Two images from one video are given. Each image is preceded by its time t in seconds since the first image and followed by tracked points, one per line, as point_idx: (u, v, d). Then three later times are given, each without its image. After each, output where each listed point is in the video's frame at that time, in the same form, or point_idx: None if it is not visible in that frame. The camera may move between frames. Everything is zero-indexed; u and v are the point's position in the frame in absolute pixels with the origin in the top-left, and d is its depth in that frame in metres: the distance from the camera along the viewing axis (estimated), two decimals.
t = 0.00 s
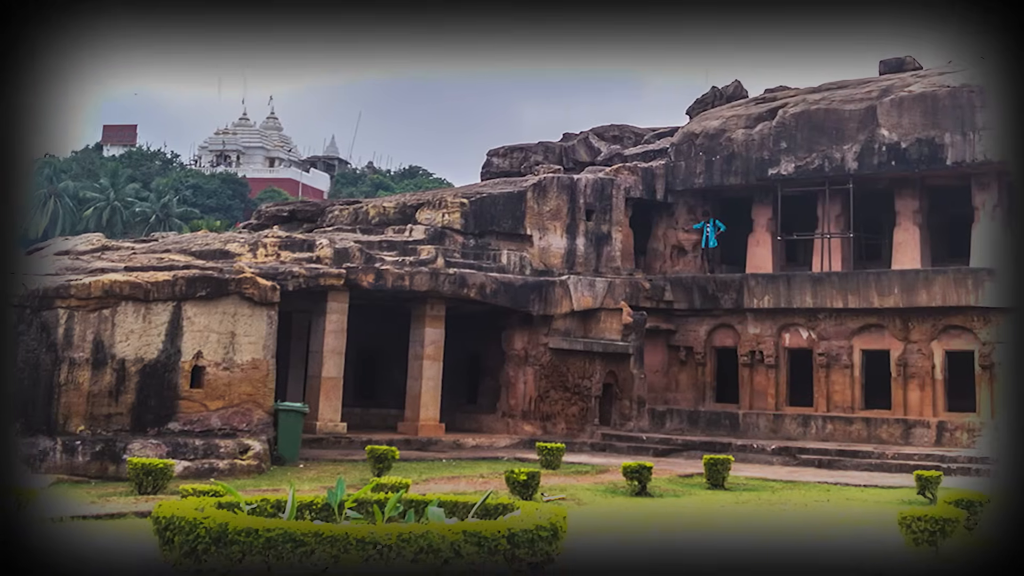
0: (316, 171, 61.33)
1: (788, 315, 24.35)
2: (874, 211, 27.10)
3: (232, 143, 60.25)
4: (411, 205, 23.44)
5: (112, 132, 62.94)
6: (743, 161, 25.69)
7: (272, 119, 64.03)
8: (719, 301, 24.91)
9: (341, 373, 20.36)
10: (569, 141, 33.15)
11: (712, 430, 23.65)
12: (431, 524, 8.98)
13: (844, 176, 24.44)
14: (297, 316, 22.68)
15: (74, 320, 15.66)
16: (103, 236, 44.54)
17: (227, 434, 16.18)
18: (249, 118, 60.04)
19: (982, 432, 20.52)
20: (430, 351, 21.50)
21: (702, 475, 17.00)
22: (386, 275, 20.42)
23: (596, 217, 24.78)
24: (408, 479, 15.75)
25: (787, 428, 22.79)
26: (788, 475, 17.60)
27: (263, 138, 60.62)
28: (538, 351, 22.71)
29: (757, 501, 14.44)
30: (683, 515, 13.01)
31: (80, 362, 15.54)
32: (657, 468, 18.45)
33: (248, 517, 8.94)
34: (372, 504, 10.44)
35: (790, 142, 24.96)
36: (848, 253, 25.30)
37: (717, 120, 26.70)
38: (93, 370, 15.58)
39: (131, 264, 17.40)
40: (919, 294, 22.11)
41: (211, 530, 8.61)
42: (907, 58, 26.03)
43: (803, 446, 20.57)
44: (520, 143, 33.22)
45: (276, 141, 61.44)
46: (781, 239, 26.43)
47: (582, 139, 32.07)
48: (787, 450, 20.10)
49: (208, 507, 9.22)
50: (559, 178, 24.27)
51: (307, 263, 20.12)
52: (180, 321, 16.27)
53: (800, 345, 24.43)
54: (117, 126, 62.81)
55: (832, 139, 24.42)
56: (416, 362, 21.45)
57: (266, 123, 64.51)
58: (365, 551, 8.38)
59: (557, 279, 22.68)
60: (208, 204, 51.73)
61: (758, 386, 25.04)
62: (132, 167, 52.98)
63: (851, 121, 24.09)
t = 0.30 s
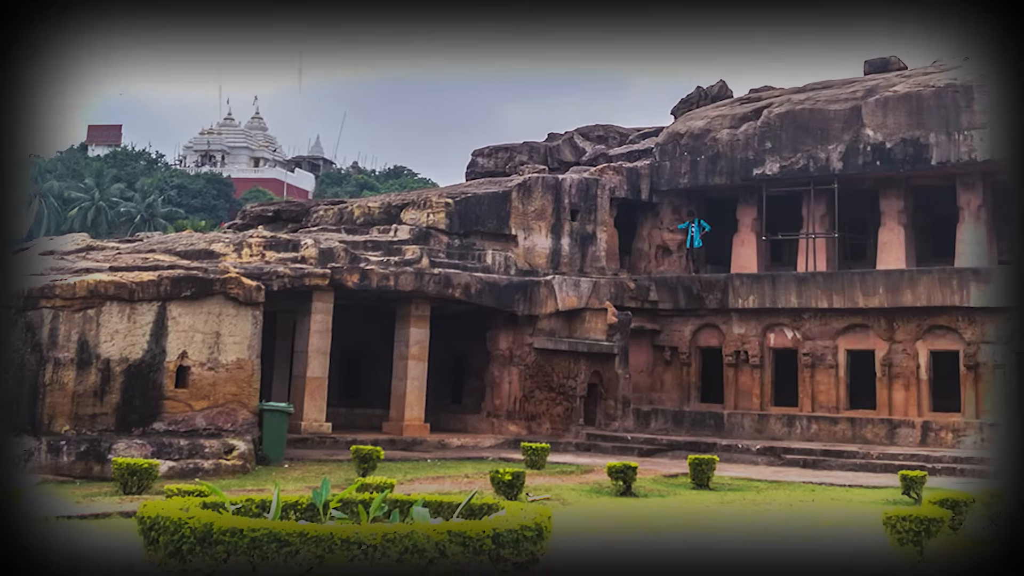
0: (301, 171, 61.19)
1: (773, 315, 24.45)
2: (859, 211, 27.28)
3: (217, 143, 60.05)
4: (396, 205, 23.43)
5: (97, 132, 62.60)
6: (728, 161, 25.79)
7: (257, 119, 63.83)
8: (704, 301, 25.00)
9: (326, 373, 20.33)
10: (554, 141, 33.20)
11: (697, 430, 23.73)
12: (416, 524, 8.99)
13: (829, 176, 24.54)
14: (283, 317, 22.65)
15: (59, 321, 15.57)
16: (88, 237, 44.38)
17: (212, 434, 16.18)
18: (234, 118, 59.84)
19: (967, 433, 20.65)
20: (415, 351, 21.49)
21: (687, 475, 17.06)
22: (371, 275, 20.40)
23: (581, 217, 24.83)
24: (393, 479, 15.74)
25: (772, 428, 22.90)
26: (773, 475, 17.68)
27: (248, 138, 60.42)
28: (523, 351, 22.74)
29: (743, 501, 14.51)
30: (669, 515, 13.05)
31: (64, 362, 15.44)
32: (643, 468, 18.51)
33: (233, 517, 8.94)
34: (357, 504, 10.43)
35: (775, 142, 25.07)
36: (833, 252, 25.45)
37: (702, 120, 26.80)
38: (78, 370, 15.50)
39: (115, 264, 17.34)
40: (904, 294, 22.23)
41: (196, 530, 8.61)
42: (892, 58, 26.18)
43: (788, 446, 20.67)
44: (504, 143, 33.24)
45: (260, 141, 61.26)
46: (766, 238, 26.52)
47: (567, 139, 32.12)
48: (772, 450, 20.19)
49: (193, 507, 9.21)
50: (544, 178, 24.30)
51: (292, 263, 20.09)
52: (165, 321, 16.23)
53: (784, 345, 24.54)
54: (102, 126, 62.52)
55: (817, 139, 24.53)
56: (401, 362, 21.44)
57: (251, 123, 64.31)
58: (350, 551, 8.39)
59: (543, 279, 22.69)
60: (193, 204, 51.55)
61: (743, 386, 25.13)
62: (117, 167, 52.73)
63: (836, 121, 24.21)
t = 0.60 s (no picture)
0: (286, 171, 61.03)
1: (758, 315, 24.55)
2: (844, 211, 27.45)
3: (202, 143, 59.84)
4: (381, 205, 23.42)
5: (81, 132, 62.29)
6: (713, 161, 25.88)
7: (242, 119, 63.63)
8: (689, 301, 25.09)
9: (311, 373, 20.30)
10: (539, 141, 33.24)
11: (682, 430, 23.81)
12: (401, 524, 8.99)
13: (814, 176, 24.66)
14: (268, 316, 22.61)
15: (45, 321, 15.62)
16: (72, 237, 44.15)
17: (196, 433, 16.12)
18: (219, 118, 59.62)
19: (951, 433, 20.76)
20: (400, 351, 21.48)
21: (672, 475, 17.12)
22: (356, 275, 20.39)
23: (566, 217, 24.87)
24: (378, 479, 15.74)
25: (756, 428, 22.99)
26: (758, 475, 17.76)
27: (233, 138, 60.21)
28: (507, 351, 22.78)
29: (728, 501, 14.58)
30: (653, 515, 13.10)
31: (50, 363, 15.45)
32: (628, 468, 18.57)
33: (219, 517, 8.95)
34: (342, 504, 10.42)
35: (760, 142, 25.18)
36: (817, 253, 25.64)
37: (687, 120, 26.93)
38: (63, 370, 15.44)
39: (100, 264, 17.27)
40: (889, 294, 22.35)
41: (181, 530, 8.60)
42: (876, 58, 26.31)
43: (772, 446, 20.76)
44: (489, 144, 33.27)
45: (245, 141, 61.07)
46: (751, 238, 26.63)
47: (552, 139, 32.16)
48: (757, 450, 20.28)
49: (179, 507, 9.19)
50: (529, 178, 24.33)
51: (277, 263, 20.06)
52: (150, 321, 16.17)
53: (769, 344, 24.66)
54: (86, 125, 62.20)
55: (801, 139, 24.66)
56: (386, 361, 21.43)
57: (236, 123, 64.08)
58: (334, 551, 8.39)
59: (527, 279, 22.70)
60: (178, 204, 51.36)
61: (728, 386, 25.22)
62: (102, 166, 52.48)
63: (821, 121, 24.33)
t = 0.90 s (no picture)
0: (270, 171, 60.84)
1: (743, 316, 24.64)
2: (829, 211, 27.61)
3: (186, 143, 59.59)
4: (365, 205, 23.41)
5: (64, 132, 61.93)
6: (698, 161, 25.97)
7: (226, 119, 63.39)
8: (674, 301, 25.16)
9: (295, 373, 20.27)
10: (524, 141, 33.27)
11: (667, 430, 23.89)
12: (386, 524, 9.01)
13: (798, 176, 24.79)
14: (252, 317, 22.56)
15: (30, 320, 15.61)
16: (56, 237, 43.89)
17: (181, 434, 16.06)
18: (204, 118, 59.37)
19: (935, 432, 20.89)
20: (385, 351, 21.46)
21: (657, 475, 17.17)
22: (341, 275, 20.37)
23: (551, 217, 24.89)
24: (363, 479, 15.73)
25: (741, 429, 23.08)
26: (743, 475, 17.83)
27: (218, 138, 59.97)
28: (492, 351, 22.78)
29: (713, 501, 14.64)
30: (637, 515, 13.13)
31: (34, 362, 15.41)
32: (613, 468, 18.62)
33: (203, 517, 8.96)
34: (327, 504, 10.42)
35: (745, 142, 25.29)
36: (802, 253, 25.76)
37: (671, 120, 27.12)
38: (47, 370, 15.41)
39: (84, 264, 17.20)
40: (874, 294, 22.47)
41: (166, 530, 8.60)
42: (861, 58, 26.43)
43: (757, 446, 20.85)
44: (474, 144, 33.29)
45: (230, 141, 60.83)
46: (735, 238, 26.73)
47: (537, 139, 32.19)
48: (741, 450, 20.37)
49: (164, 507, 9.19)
50: (514, 178, 24.37)
51: (261, 263, 20.02)
52: (135, 321, 16.11)
53: (754, 344, 24.75)
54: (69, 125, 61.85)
55: (785, 139, 24.78)
56: (371, 362, 21.41)
57: (221, 122, 63.83)
58: (319, 551, 8.41)
59: (512, 279, 22.70)
60: (162, 204, 51.14)
61: (712, 386, 25.29)
62: (86, 167, 52.17)
63: (806, 121, 24.45)
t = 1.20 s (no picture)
0: (256, 171, 60.66)
1: (728, 316, 24.74)
2: (814, 211, 27.78)
3: (171, 143, 59.34)
4: (350, 205, 23.40)
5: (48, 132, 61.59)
6: (683, 161, 26.06)
7: (212, 119, 63.16)
8: (659, 301, 25.23)
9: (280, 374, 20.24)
10: (509, 141, 33.30)
11: (652, 430, 23.97)
12: (371, 524, 9.00)
13: (782, 176, 24.89)
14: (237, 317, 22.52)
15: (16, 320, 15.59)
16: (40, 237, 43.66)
17: (166, 434, 16.01)
18: (189, 118, 59.13)
19: (920, 433, 21.04)
20: (370, 351, 21.45)
21: (642, 475, 17.23)
22: (325, 275, 20.34)
23: (536, 217, 24.91)
24: (348, 479, 15.73)
25: (725, 429, 23.17)
26: (728, 475, 17.91)
27: (203, 138, 59.75)
28: (477, 351, 22.80)
29: (698, 501, 14.71)
30: (622, 516, 13.17)
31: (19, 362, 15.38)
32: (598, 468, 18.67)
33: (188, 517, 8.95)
34: (312, 504, 10.43)
35: (730, 142, 25.39)
36: (788, 252, 25.92)
37: (657, 120, 27.23)
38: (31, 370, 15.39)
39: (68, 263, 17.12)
40: (859, 294, 22.59)
41: (151, 530, 8.59)
42: (846, 58, 26.56)
43: (741, 446, 20.95)
44: (459, 143, 33.31)
45: (215, 141, 60.59)
46: (720, 238, 26.82)
47: (522, 139, 32.22)
48: (726, 450, 20.46)
49: (148, 507, 9.18)
50: (498, 178, 24.40)
51: (246, 263, 19.98)
52: (119, 321, 16.05)
53: (739, 344, 24.85)
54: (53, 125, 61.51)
55: (769, 139, 24.89)
56: (356, 362, 21.39)
57: (206, 122, 63.57)
58: (304, 551, 8.41)
59: (497, 279, 22.71)
60: (147, 205, 50.97)
61: (698, 386, 25.37)
62: (71, 167, 51.89)
63: (791, 121, 24.57)
